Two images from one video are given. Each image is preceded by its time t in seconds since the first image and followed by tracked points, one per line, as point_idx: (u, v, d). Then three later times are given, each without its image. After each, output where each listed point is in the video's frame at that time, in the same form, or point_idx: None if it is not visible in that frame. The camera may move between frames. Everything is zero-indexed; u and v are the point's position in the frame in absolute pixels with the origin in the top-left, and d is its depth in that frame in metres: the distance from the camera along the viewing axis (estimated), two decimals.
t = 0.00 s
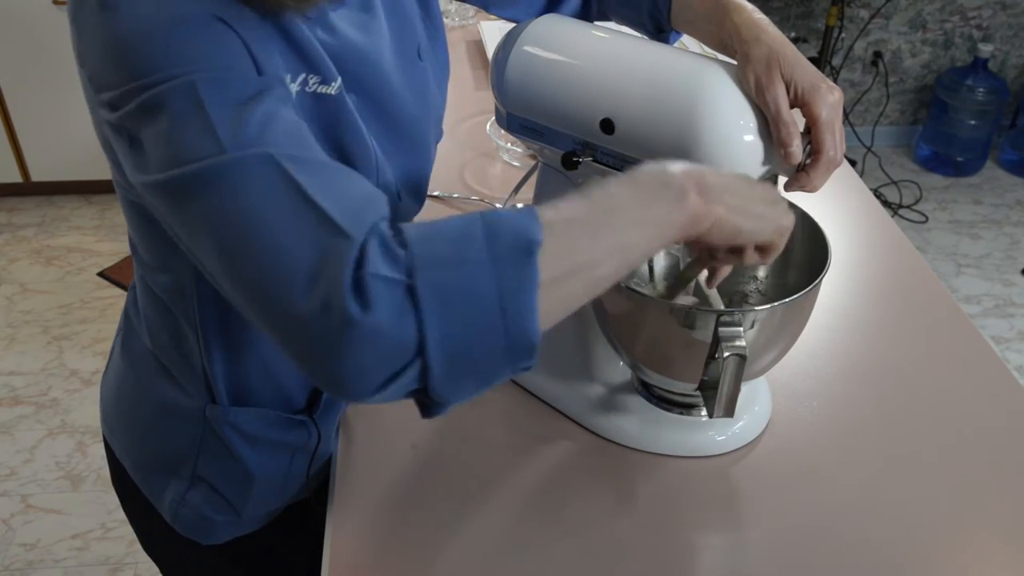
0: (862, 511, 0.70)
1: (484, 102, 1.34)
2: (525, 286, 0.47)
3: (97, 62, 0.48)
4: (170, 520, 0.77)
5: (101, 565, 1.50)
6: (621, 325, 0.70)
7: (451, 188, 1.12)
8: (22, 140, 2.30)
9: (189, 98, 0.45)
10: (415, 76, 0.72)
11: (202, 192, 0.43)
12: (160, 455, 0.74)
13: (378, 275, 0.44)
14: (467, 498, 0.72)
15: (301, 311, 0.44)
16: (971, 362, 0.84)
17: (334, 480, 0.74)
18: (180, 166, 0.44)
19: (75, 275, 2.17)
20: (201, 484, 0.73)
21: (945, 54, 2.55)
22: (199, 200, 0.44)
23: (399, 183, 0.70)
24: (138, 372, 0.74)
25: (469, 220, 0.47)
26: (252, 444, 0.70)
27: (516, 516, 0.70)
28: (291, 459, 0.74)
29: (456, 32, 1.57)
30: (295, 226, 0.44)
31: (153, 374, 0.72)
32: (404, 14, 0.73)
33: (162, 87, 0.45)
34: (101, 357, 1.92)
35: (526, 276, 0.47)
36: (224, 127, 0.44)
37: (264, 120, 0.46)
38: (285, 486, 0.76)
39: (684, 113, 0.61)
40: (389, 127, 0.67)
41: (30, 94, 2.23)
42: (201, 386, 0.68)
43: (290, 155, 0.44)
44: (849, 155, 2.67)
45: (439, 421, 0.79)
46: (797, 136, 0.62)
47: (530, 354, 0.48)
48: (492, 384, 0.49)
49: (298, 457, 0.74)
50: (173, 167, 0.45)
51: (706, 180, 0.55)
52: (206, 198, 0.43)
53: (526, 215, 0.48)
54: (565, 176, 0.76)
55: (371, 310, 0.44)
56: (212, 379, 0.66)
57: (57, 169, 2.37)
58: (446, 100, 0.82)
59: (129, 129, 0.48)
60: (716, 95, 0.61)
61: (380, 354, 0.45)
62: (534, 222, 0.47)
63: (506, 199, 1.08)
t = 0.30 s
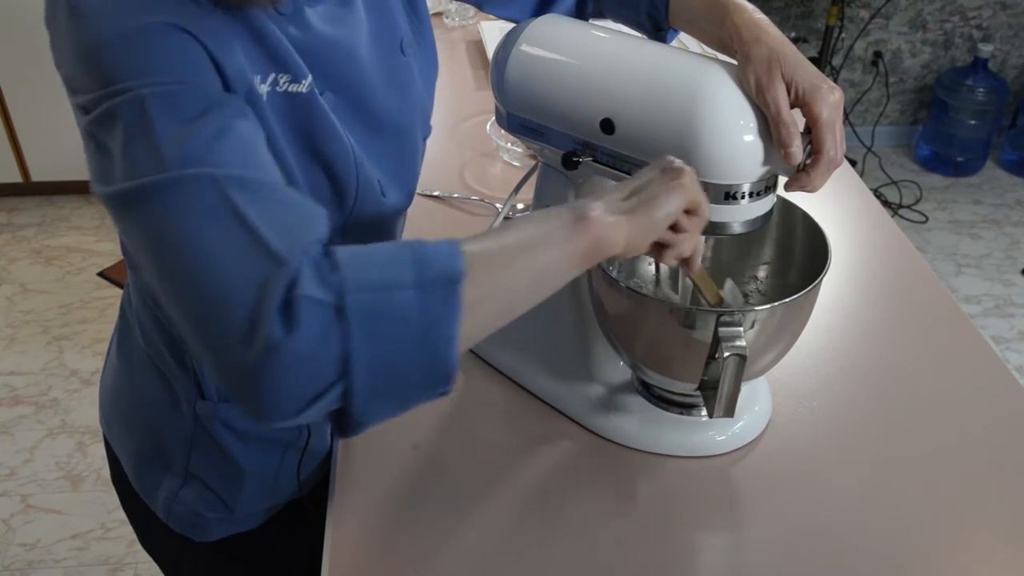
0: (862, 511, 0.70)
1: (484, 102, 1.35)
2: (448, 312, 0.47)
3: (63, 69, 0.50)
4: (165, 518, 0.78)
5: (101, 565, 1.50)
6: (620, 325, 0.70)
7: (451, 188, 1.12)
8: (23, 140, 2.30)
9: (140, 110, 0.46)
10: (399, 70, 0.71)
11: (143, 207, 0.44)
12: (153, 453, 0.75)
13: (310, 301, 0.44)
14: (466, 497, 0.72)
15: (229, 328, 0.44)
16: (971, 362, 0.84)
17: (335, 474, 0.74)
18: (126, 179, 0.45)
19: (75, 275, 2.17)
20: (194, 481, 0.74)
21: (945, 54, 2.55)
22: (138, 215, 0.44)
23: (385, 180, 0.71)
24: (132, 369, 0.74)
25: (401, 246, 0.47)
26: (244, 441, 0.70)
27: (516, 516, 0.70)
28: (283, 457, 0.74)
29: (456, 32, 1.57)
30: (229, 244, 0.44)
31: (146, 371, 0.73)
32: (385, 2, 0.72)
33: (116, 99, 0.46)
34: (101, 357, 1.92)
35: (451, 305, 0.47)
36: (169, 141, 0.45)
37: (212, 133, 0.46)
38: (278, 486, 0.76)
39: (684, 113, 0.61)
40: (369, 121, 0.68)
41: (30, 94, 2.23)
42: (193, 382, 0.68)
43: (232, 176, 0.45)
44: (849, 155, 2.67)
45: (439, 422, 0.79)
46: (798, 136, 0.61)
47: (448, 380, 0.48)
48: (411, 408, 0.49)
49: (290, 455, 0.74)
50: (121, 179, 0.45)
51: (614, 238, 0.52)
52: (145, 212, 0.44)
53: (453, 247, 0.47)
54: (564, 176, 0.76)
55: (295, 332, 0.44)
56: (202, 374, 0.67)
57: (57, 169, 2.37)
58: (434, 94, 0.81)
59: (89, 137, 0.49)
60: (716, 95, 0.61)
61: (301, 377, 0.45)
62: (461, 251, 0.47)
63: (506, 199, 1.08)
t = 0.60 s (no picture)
0: (862, 510, 0.70)
1: (484, 101, 1.35)
2: (298, 308, 0.45)
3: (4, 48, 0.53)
4: (158, 515, 0.78)
5: (100, 565, 1.50)
6: (620, 325, 0.70)
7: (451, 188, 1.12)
8: (23, 140, 2.30)
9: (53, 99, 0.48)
10: (382, 67, 0.71)
11: (35, 188, 0.46)
12: (143, 453, 0.75)
13: (146, 292, 0.43)
14: (466, 497, 0.72)
15: (74, 319, 0.44)
16: (971, 362, 0.84)
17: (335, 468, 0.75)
18: (31, 162, 0.47)
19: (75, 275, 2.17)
20: (185, 479, 0.75)
21: (945, 54, 2.55)
22: (31, 196, 0.46)
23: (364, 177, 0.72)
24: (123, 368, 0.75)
25: (258, 235, 0.46)
26: (233, 438, 0.71)
27: (515, 516, 0.70)
28: (272, 453, 0.74)
29: (456, 32, 1.57)
30: (85, 236, 0.44)
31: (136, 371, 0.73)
32: None
33: (38, 83, 0.49)
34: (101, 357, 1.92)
35: (303, 297, 0.45)
36: (71, 129, 0.46)
37: (127, 129, 0.48)
38: (269, 482, 0.77)
39: (684, 114, 0.61)
40: (351, 118, 0.69)
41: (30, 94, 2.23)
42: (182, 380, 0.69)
43: (110, 170, 0.45)
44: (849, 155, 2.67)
45: (438, 421, 0.79)
46: (799, 136, 0.62)
47: (303, 378, 0.47)
48: (269, 407, 0.48)
49: (280, 452, 0.75)
50: (29, 161, 0.47)
51: (515, 218, 0.51)
52: (37, 195, 0.46)
53: (317, 235, 0.46)
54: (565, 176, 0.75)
55: (124, 330, 0.42)
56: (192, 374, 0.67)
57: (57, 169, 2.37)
58: (424, 92, 0.81)
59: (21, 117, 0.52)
60: (716, 95, 0.61)
61: (136, 378, 0.44)
62: (322, 240, 0.46)
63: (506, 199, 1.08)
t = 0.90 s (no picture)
0: (862, 510, 0.70)
1: (484, 101, 1.35)
2: (344, 286, 0.45)
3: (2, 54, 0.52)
4: (155, 512, 0.79)
5: (100, 565, 1.50)
6: (620, 324, 0.70)
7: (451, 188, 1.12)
8: (23, 139, 2.30)
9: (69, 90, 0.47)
10: (373, 63, 0.71)
11: (55, 185, 0.45)
12: (141, 449, 0.76)
13: (196, 276, 0.43)
14: (466, 497, 0.72)
15: (123, 305, 0.44)
16: (971, 362, 0.84)
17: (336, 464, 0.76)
18: (47, 157, 0.46)
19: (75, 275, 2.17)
20: (182, 476, 0.75)
21: (945, 54, 2.55)
22: (52, 194, 0.45)
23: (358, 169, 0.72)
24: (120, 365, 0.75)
25: (295, 217, 0.46)
26: (229, 435, 0.71)
27: (515, 516, 0.70)
28: (268, 451, 0.75)
29: (456, 32, 1.57)
30: (123, 225, 0.44)
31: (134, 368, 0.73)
32: None
33: (44, 82, 0.49)
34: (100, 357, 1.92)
35: (348, 274, 0.45)
36: (82, 122, 0.46)
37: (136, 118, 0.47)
38: (265, 481, 0.77)
39: (684, 114, 0.61)
40: (343, 114, 0.69)
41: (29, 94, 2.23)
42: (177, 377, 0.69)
43: (133, 158, 0.45)
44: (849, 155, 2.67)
45: (438, 421, 0.79)
46: (798, 136, 0.62)
47: (352, 353, 0.47)
48: (319, 383, 0.48)
49: (275, 450, 0.75)
50: (45, 158, 0.46)
51: (540, 194, 0.50)
52: (58, 189, 0.45)
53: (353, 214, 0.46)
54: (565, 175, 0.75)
55: (178, 313, 0.43)
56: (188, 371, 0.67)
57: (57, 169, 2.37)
58: (413, 86, 0.81)
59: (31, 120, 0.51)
60: (716, 95, 0.61)
61: (192, 359, 0.44)
62: (360, 219, 0.46)
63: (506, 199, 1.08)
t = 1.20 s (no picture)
0: (862, 511, 0.70)
1: (484, 101, 1.35)
2: (296, 269, 0.45)
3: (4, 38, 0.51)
4: (156, 512, 0.79)
5: (100, 565, 1.50)
6: (620, 325, 0.70)
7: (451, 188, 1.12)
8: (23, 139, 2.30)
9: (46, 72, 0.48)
10: (372, 60, 0.71)
11: (26, 158, 0.45)
12: (144, 447, 0.76)
13: (143, 252, 0.42)
14: (465, 497, 0.72)
15: (69, 280, 0.43)
16: (971, 362, 0.84)
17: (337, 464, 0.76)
18: (25, 133, 0.47)
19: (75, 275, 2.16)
20: (183, 475, 0.75)
21: (945, 54, 2.55)
22: (22, 166, 0.46)
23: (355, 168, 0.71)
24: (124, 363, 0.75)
25: (253, 205, 0.45)
26: (228, 433, 0.71)
27: (515, 516, 0.70)
28: (268, 450, 0.75)
29: (456, 32, 1.57)
30: (82, 200, 0.43)
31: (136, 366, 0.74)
32: None
33: (31, 61, 0.49)
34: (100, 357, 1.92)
35: (302, 261, 0.45)
36: (61, 103, 0.46)
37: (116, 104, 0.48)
38: (266, 481, 0.77)
39: (684, 114, 0.61)
40: (342, 112, 0.69)
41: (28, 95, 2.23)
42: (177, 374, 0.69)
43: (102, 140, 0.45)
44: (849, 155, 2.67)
45: (438, 421, 0.79)
46: (798, 136, 0.62)
47: (302, 338, 0.46)
48: (268, 370, 0.47)
49: (275, 449, 0.75)
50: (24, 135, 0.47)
51: (497, 189, 0.52)
52: (29, 163, 0.45)
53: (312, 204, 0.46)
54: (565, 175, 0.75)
55: (123, 287, 0.42)
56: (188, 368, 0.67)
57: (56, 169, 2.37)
58: (413, 86, 0.81)
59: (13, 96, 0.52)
60: (715, 95, 0.61)
61: (134, 337, 0.43)
62: (319, 207, 0.46)
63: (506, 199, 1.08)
